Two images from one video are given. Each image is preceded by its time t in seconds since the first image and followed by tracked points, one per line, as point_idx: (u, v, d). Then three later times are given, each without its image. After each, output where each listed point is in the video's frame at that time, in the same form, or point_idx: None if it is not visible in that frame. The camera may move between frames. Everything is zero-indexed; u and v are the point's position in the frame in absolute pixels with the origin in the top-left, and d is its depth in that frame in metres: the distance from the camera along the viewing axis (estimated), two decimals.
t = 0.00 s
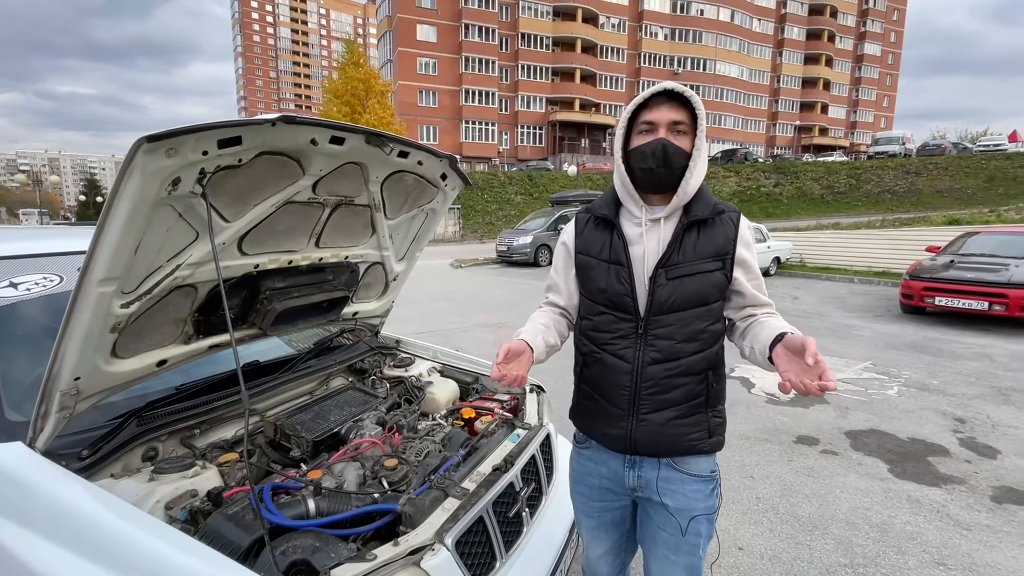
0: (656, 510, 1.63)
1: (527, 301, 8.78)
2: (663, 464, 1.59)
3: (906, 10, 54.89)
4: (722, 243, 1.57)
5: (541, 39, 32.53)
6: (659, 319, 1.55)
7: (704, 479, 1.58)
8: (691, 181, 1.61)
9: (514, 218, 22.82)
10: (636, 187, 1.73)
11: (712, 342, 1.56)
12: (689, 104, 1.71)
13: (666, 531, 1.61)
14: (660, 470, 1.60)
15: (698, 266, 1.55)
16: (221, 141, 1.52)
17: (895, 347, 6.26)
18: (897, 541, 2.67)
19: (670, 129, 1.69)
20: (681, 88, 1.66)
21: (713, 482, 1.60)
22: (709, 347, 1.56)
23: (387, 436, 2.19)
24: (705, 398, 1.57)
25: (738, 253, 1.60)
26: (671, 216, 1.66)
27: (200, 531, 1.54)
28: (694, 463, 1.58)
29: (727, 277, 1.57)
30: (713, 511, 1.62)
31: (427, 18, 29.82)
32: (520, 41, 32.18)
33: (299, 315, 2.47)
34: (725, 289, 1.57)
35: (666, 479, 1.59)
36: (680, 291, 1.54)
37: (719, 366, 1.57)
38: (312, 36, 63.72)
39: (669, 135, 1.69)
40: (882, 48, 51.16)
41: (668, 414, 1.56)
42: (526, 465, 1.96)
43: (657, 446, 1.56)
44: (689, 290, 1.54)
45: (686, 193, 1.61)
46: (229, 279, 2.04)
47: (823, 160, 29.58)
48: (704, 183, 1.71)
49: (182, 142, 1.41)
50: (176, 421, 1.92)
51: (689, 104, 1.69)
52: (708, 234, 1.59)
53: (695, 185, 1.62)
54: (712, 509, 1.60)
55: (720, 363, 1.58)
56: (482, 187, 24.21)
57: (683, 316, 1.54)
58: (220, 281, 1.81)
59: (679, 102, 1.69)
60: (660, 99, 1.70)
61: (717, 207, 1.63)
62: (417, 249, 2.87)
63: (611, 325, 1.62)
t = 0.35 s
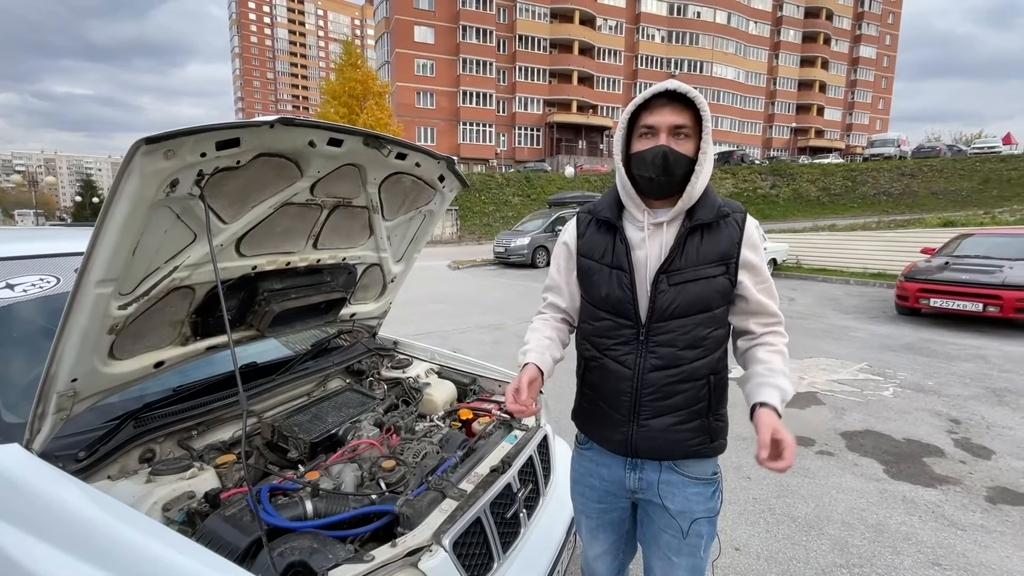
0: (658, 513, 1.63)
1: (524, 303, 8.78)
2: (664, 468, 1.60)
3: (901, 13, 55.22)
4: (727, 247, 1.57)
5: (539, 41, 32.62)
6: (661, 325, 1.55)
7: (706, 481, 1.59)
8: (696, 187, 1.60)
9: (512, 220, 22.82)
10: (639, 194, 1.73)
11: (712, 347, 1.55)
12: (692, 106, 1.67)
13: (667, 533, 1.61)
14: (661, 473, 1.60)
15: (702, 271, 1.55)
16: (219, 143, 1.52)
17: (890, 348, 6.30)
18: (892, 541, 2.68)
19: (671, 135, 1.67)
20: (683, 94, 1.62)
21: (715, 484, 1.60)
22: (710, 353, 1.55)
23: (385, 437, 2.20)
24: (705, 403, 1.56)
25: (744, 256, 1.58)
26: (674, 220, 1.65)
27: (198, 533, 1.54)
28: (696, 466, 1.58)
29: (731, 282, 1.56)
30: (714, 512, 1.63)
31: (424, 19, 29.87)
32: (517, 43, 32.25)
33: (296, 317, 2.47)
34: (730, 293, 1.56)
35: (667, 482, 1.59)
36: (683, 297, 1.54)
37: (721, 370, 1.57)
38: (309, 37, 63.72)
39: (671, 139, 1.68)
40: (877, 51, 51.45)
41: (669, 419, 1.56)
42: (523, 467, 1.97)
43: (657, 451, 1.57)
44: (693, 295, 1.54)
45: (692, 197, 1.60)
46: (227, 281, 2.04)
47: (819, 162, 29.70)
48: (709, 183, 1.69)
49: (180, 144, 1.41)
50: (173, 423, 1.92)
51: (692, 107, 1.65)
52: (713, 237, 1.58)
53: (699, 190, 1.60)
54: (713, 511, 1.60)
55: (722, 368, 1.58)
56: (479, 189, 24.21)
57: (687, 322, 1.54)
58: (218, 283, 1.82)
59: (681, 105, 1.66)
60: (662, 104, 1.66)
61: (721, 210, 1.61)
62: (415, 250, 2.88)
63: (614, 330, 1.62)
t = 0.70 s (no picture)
0: (638, 506, 1.62)
1: (523, 304, 8.79)
2: (644, 461, 1.59)
3: (898, 15, 55.46)
4: (707, 249, 1.51)
5: (538, 43, 32.67)
6: (642, 323, 1.54)
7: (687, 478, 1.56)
8: (675, 191, 1.56)
9: (511, 221, 22.82)
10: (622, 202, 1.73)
11: (691, 347, 1.53)
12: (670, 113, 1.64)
13: (645, 527, 1.60)
14: (640, 466, 1.60)
15: (680, 273, 1.52)
16: (222, 144, 1.53)
17: (888, 349, 6.32)
18: (890, 540, 2.70)
19: (649, 142, 1.65)
20: (655, 102, 1.60)
21: (695, 482, 1.58)
22: (689, 351, 1.53)
23: (385, 437, 2.21)
24: (683, 402, 1.55)
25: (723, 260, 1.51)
26: (656, 224, 1.62)
27: (199, 532, 1.55)
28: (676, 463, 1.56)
29: (710, 286, 1.51)
30: (697, 510, 1.60)
31: (423, 20, 29.88)
32: (516, 44, 32.31)
33: (296, 317, 2.48)
34: (710, 295, 1.52)
35: (646, 475, 1.59)
36: (662, 297, 1.52)
37: (702, 369, 1.55)
38: (308, 38, 63.69)
39: (649, 147, 1.66)
40: (875, 53, 51.68)
41: (650, 414, 1.55)
42: (522, 466, 1.97)
43: (635, 445, 1.56)
44: (673, 295, 1.51)
45: (671, 201, 1.56)
46: (227, 282, 2.05)
47: (816, 163, 29.80)
48: (694, 186, 1.64)
49: (183, 146, 1.42)
50: (174, 423, 1.92)
51: (669, 114, 1.62)
52: (693, 240, 1.54)
53: (679, 194, 1.56)
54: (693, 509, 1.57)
55: (701, 366, 1.55)
56: (478, 190, 24.23)
57: (666, 321, 1.52)
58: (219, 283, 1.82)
59: (658, 114, 1.64)
60: (638, 114, 1.66)
61: (702, 213, 1.56)
62: (415, 252, 2.89)
63: (598, 327, 1.63)
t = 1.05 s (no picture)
0: (623, 502, 1.61)
1: (523, 304, 8.80)
2: (629, 456, 1.58)
3: (898, 16, 55.58)
4: (689, 247, 1.51)
5: (538, 43, 32.68)
6: (629, 319, 1.53)
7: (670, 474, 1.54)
8: (662, 192, 1.57)
9: (510, 221, 22.82)
10: (614, 204, 1.72)
11: (677, 341, 1.51)
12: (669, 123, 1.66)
13: (630, 523, 1.60)
14: (625, 462, 1.58)
15: (662, 268, 1.51)
16: (222, 144, 1.53)
17: (887, 349, 6.33)
18: (890, 541, 2.70)
19: (647, 147, 1.66)
20: (658, 108, 1.62)
21: (679, 479, 1.56)
22: (675, 345, 1.51)
23: (385, 437, 2.21)
24: (669, 395, 1.52)
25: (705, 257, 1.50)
26: (643, 223, 1.62)
27: (199, 533, 1.54)
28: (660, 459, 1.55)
29: (694, 282, 1.49)
30: (681, 508, 1.59)
31: (423, 21, 29.87)
32: (516, 45, 32.32)
33: (297, 317, 2.48)
34: (694, 292, 1.50)
35: (631, 471, 1.57)
36: (646, 292, 1.51)
37: (685, 363, 1.53)
38: (307, 38, 63.71)
39: (647, 153, 1.67)
40: (874, 53, 51.76)
41: (635, 406, 1.53)
42: (522, 467, 1.97)
43: (620, 439, 1.55)
44: (656, 290, 1.50)
45: (657, 202, 1.57)
46: (228, 282, 2.05)
47: (816, 164, 29.82)
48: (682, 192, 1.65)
49: (183, 146, 1.42)
50: (175, 423, 1.92)
51: (668, 122, 1.64)
52: (677, 238, 1.53)
53: (666, 195, 1.57)
54: (676, 506, 1.56)
55: (686, 361, 1.53)
56: (477, 191, 24.24)
57: (649, 314, 1.51)
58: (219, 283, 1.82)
59: (657, 121, 1.66)
60: (637, 119, 1.67)
61: (686, 212, 1.56)
62: (415, 252, 2.89)
63: (585, 322, 1.63)
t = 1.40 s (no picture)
0: (617, 504, 1.60)
1: (524, 305, 8.79)
2: (623, 457, 1.57)
3: (899, 17, 55.46)
4: (689, 254, 1.50)
5: (539, 43, 32.66)
6: (626, 320, 1.52)
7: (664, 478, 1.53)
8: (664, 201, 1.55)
9: (511, 221, 22.81)
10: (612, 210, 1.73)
11: (674, 345, 1.50)
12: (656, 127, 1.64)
13: (624, 525, 1.59)
14: (620, 463, 1.57)
15: (661, 273, 1.51)
16: (222, 142, 1.52)
17: (890, 350, 6.30)
18: (893, 542, 2.68)
19: (632, 153, 1.65)
20: (640, 116, 1.62)
21: (673, 481, 1.55)
22: (671, 347, 1.51)
23: (386, 437, 2.20)
24: (665, 397, 1.53)
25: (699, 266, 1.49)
26: (645, 230, 1.62)
27: (199, 532, 1.54)
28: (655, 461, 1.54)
29: (690, 287, 1.49)
30: (674, 510, 1.58)
31: (424, 21, 29.84)
32: (517, 44, 32.30)
33: (299, 316, 2.47)
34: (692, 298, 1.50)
35: (625, 472, 1.56)
36: (644, 295, 1.50)
37: (681, 366, 1.53)
38: (308, 38, 63.76)
39: (633, 158, 1.66)
40: (876, 54, 51.67)
41: (630, 407, 1.53)
42: (522, 468, 1.96)
43: (615, 438, 1.54)
44: (654, 293, 1.50)
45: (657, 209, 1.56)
46: (228, 281, 2.04)
47: (818, 164, 29.76)
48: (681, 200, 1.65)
49: (184, 144, 1.41)
50: (174, 423, 1.92)
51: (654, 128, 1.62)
52: (676, 245, 1.53)
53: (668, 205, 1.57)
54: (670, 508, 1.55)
55: (683, 364, 1.53)
56: (478, 191, 24.24)
57: (646, 317, 1.50)
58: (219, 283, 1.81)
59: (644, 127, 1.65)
60: (625, 126, 1.67)
61: (688, 222, 1.56)
62: (416, 251, 2.89)
63: (582, 322, 1.61)
